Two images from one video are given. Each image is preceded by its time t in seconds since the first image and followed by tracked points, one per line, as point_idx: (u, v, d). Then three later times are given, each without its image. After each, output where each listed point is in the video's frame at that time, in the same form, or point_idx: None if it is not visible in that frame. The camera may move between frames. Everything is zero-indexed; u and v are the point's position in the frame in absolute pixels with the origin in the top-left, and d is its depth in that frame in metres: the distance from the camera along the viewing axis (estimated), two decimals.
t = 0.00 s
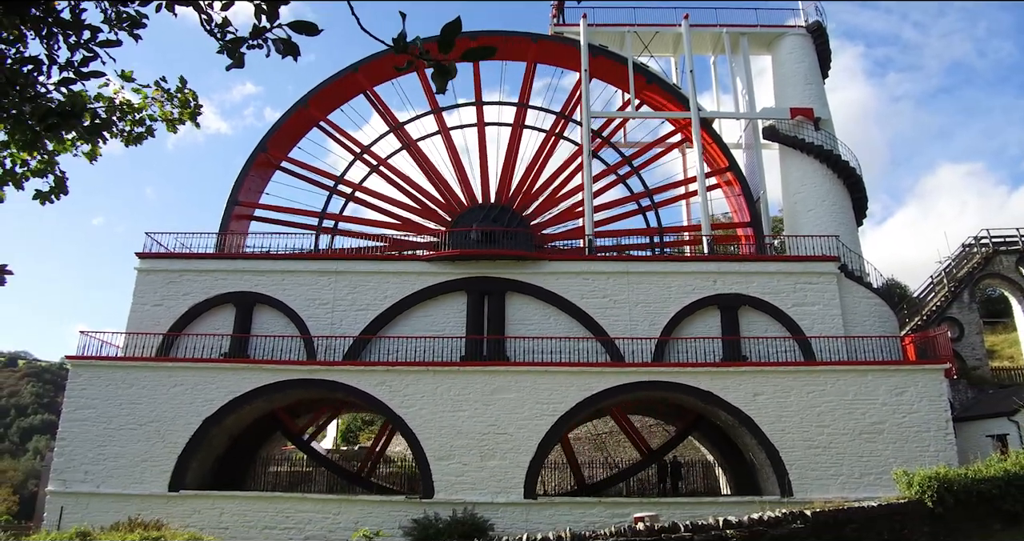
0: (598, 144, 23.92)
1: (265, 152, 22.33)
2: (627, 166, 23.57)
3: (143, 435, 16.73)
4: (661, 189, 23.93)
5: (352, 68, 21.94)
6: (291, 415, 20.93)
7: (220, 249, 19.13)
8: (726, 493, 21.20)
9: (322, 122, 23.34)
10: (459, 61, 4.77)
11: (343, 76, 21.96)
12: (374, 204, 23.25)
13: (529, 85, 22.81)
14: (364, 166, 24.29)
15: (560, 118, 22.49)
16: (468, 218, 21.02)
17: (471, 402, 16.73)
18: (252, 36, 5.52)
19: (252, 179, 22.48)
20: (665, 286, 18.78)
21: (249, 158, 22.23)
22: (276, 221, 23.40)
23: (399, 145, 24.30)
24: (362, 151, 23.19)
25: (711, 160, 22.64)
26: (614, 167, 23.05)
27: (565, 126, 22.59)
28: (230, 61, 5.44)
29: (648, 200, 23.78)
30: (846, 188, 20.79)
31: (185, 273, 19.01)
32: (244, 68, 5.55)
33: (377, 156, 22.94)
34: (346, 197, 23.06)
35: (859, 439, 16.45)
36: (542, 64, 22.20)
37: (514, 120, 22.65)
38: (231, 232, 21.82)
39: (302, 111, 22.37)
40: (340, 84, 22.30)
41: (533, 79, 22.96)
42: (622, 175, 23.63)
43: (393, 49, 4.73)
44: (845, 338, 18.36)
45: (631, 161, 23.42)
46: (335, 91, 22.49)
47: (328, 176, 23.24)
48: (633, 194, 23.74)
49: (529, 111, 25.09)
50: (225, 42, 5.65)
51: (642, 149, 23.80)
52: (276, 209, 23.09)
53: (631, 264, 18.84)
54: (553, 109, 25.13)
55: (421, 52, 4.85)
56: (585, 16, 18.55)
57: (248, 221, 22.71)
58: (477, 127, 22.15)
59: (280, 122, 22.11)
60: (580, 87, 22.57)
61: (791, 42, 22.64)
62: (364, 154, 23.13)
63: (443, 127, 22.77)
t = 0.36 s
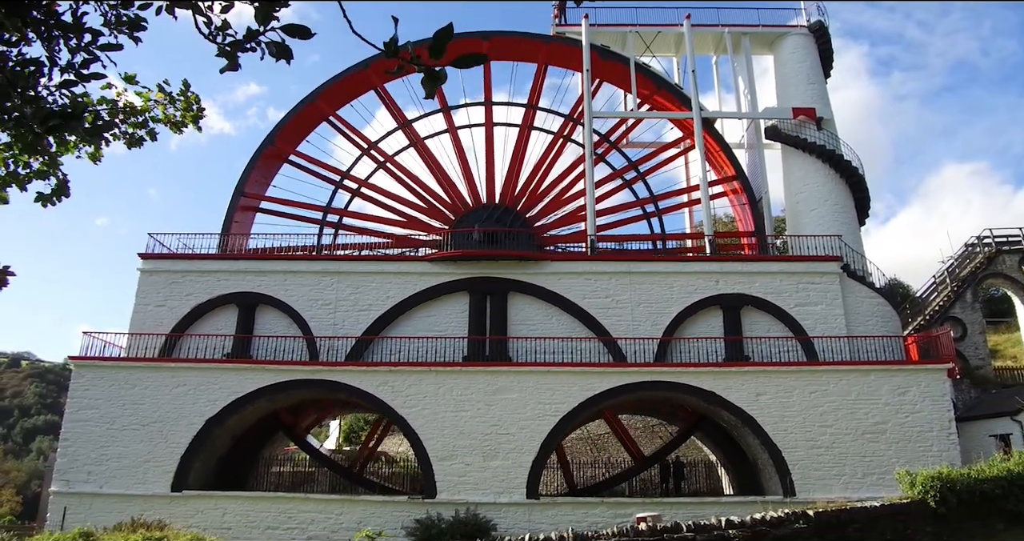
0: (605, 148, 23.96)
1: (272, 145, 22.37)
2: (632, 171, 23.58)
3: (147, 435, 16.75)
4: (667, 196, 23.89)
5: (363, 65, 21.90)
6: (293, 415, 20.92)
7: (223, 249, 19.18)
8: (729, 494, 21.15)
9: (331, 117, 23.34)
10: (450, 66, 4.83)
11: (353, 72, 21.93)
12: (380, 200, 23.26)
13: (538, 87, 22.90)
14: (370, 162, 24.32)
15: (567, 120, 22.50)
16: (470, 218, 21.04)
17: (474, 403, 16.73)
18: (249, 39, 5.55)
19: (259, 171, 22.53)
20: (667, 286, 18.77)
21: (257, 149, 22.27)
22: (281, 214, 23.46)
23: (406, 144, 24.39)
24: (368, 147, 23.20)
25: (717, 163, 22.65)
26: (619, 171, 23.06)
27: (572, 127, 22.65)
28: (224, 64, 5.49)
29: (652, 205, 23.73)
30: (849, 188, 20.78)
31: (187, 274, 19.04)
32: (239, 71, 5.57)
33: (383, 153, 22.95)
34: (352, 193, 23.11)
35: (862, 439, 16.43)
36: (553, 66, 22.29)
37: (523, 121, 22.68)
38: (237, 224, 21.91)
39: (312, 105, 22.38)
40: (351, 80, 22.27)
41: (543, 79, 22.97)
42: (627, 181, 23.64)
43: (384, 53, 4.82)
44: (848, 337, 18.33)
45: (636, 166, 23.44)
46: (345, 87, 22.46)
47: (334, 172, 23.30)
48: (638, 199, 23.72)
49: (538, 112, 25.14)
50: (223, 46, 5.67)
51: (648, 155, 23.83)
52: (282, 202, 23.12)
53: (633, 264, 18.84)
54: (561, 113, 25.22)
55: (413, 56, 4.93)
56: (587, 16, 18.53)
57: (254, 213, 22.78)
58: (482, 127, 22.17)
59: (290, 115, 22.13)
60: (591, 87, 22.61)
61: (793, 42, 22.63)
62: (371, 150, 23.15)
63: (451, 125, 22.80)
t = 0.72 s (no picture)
0: (611, 152, 23.99)
1: (280, 138, 22.37)
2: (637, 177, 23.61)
3: (149, 436, 16.77)
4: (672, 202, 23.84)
5: (374, 61, 21.90)
6: (296, 415, 20.93)
7: (226, 249, 19.24)
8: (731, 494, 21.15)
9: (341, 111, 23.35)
10: (448, 68, 4.87)
11: (364, 68, 21.92)
12: (385, 196, 23.30)
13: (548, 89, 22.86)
14: (376, 158, 24.34)
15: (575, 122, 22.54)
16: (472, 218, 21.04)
17: (476, 403, 16.73)
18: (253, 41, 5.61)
19: (266, 163, 22.56)
20: (669, 286, 18.76)
21: (265, 142, 22.30)
22: (286, 207, 23.52)
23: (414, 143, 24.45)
24: (375, 143, 23.20)
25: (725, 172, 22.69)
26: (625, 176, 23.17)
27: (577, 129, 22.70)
28: (227, 66, 5.56)
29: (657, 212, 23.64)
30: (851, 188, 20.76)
31: (190, 274, 19.06)
32: (238, 73, 5.60)
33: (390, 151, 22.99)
34: (357, 187, 23.15)
35: (864, 439, 16.41)
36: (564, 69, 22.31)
37: (532, 122, 22.72)
38: (241, 216, 21.97)
39: (321, 99, 22.40)
40: (362, 75, 22.26)
41: (554, 82, 22.96)
42: (633, 186, 23.66)
43: (383, 53, 4.88)
44: (850, 337, 18.31)
45: (642, 171, 23.49)
46: (354, 82, 22.45)
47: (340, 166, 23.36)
48: (643, 205, 23.68)
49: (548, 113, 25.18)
50: (228, 47, 5.71)
51: (654, 161, 23.89)
52: (288, 195, 23.17)
53: (635, 264, 18.84)
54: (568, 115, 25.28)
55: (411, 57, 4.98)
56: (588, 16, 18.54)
57: (260, 205, 22.84)
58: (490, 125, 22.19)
59: (299, 109, 22.15)
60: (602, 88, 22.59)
61: (795, 42, 22.62)
62: (378, 146, 23.17)
63: (460, 124, 22.84)
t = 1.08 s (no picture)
0: (619, 159, 24.05)
1: (288, 131, 22.39)
2: (642, 182, 23.63)
3: (151, 436, 16.79)
4: (676, 209, 23.82)
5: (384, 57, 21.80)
6: (298, 415, 20.95)
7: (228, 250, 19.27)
8: (733, 494, 21.17)
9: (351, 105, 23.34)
10: (450, 69, 4.89)
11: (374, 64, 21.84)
12: (391, 192, 23.33)
13: (557, 91, 22.92)
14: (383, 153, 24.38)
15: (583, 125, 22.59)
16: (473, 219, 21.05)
17: (477, 403, 16.73)
18: (254, 44, 5.63)
19: (272, 156, 22.61)
20: (671, 286, 18.76)
21: (272, 136, 22.33)
22: (291, 199, 23.58)
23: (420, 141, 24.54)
24: (382, 139, 23.21)
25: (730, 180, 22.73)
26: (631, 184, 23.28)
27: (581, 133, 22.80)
28: (228, 68, 5.60)
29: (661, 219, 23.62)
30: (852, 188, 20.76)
31: (192, 274, 19.08)
32: (239, 77, 5.63)
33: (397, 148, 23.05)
34: (363, 183, 23.20)
35: (866, 439, 16.40)
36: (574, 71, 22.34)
37: (539, 124, 22.77)
38: (246, 207, 22.10)
39: (331, 93, 22.37)
40: (372, 71, 22.18)
41: (563, 86, 22.98)
42: (640, 192, 23.70)
43: (386, 55, 4.91)
44: (852, 338, 18.30)
45: (648, 177, 23.49)
46: (365, 77, 22.38)
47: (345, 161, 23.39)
48: (647, 211, 23.65)
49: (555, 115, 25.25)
50: (229, 49, 5.73)
51: (660, 169, 23.95)
52: (294, 188, 23.21)
53: (637, 265, 18.83)
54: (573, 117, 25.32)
55: (414, 59, 5.00)
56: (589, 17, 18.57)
57: (265, 197, 22.95)
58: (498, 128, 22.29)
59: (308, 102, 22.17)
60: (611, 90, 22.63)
61: (796, 42, 22.62)
62: (385, 142, 23.17)
63: (468, 124, 22.89)
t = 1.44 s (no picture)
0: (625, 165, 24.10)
1: (296, 123, 22.43)
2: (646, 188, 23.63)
3: (153, 436, 16.81)
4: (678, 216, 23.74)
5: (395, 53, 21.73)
6: (299, 416, 20.96)
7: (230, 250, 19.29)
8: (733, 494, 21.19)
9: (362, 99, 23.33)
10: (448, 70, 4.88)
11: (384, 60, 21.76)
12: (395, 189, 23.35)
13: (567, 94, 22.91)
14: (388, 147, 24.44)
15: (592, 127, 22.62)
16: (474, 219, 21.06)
17: (479, 403, 16.74)
18: (254, 44, 5.63)
19: (280, 149, 22.70)
20: (672, 286, 18.76)
21: (280, 129, 22.40)
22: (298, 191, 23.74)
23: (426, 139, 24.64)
24: (388, 135, 23.25)
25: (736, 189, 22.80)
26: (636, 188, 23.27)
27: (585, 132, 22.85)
28: (229, 67, 5.60)
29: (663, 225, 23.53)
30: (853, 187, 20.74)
31: (193, 275, 19.09)
32: (239, 75, 5.62)
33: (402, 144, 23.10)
34: (369, 177, 23.28)
35: (867, 439, 16.40)
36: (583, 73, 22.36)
37: (547, 126, 22.80)
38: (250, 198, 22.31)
39: (342, 87, 22.35)
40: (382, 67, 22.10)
41: (574, 88, 22.97)
42: (644, 197, 23.72)
43: (384, 56, 4.92)
44: (853, 337, 18.29)
45: (652, 184, 23.49)
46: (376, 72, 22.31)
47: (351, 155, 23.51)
48: (650, 217, 23.60)
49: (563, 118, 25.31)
50: (229, 48, 5.73)
51: (665, 178, 23.98)
52: (301, 180, 23.33)
53: (638, 265, 18.83)
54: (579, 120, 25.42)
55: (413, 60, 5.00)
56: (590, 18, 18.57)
57: (271, 188, 23.14)
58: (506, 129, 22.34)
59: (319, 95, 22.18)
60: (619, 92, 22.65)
61: (796, 42, 22.62)
62: (391, 138, 23.20)
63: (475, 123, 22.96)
